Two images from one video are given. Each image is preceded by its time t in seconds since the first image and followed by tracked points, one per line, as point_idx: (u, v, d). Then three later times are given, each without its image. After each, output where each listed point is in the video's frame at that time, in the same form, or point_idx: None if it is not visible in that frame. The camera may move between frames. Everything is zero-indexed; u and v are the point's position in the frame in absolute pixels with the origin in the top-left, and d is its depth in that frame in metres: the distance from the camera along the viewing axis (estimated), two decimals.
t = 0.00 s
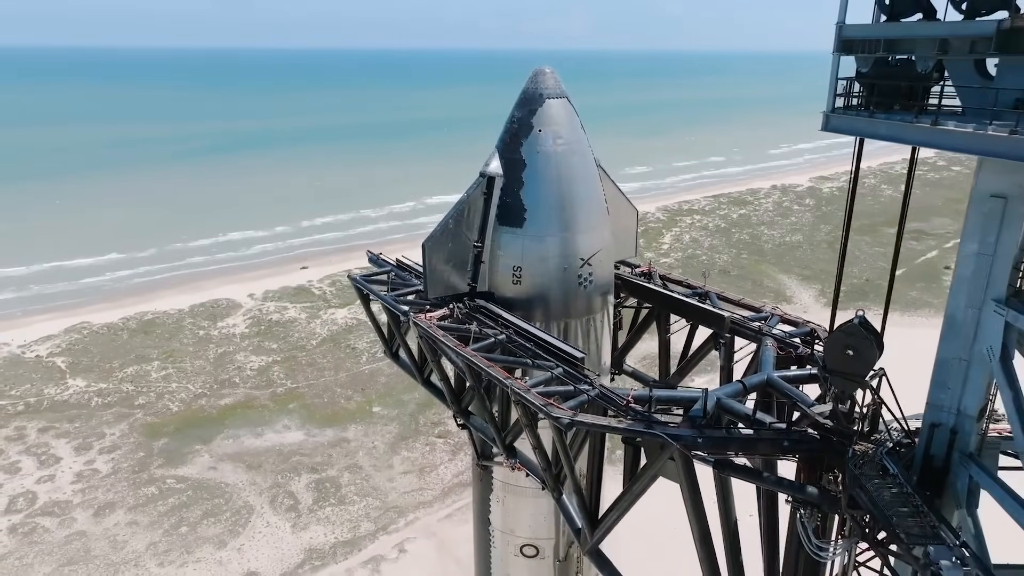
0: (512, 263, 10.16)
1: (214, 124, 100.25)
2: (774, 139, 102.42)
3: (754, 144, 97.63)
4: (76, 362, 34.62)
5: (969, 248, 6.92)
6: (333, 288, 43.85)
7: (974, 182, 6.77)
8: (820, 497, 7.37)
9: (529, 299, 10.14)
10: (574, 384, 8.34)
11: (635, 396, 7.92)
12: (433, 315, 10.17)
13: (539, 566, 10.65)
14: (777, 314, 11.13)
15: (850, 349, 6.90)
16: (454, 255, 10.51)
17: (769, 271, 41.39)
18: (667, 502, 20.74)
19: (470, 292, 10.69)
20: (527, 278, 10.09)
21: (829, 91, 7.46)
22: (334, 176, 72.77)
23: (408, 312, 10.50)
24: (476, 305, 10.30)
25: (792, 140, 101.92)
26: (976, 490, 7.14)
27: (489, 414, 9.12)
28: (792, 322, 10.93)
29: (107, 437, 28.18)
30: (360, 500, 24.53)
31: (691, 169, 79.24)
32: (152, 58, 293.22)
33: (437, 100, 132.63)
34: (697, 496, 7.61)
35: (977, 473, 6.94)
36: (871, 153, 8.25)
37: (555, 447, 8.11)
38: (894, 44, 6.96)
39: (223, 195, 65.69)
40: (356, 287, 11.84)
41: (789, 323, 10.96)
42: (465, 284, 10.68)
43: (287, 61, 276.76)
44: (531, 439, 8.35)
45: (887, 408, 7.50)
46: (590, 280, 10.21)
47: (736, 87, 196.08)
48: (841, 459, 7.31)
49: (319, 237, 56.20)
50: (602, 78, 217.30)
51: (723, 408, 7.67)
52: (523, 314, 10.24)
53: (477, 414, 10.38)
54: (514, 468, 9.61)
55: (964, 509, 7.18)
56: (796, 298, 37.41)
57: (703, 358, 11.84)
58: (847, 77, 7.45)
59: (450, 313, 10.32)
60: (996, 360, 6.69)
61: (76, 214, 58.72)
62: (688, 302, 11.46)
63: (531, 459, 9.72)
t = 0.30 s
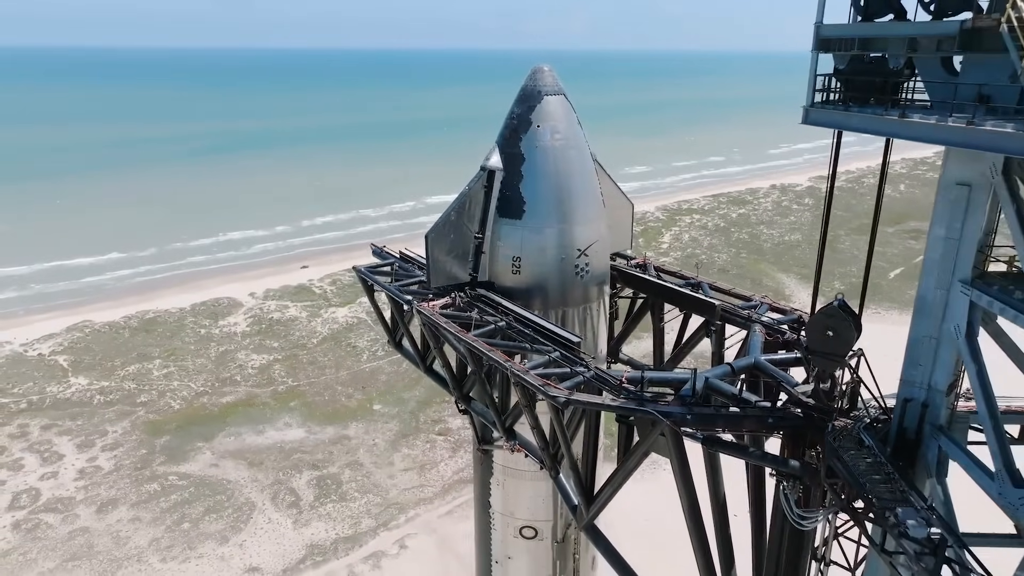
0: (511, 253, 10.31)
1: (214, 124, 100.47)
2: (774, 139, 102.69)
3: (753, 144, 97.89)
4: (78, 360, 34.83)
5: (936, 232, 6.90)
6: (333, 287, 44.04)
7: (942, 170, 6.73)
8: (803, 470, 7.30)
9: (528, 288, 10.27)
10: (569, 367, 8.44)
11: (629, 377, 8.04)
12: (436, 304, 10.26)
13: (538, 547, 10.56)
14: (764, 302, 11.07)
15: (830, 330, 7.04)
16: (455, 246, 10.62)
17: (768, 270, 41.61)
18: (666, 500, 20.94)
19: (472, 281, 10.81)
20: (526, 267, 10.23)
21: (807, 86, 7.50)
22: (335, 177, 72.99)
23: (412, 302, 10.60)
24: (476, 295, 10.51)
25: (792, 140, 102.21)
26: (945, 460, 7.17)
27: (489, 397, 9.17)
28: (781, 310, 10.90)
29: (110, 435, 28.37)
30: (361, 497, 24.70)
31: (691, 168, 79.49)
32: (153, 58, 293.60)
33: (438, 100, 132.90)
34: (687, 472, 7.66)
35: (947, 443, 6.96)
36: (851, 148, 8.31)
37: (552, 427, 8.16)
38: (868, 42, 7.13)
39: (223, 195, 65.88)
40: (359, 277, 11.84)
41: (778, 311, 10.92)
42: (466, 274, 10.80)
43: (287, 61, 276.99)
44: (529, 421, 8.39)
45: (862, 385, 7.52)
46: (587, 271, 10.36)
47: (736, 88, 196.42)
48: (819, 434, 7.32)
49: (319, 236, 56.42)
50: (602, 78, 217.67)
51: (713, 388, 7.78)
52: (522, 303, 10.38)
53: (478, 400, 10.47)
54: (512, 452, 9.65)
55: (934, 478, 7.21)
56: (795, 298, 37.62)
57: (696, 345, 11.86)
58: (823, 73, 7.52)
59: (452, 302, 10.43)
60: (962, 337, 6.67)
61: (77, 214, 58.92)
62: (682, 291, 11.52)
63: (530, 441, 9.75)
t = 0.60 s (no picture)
0: (511, 245, 10.48)
1: (214, 123, 100.67)
2: (774, 139, 102.90)
3: (753, 143, 98.11)
4: (80, 358, 35.02)
5: (910, 221, 7.03)
6: (334, 286, 44.24)
7: (914, 163, 6.87)
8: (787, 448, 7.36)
9: (528, 279, 10.45)
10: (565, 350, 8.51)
11: (624, 361, 8.15)
12: (439, 293, 10.37)
13: (537, 532, 10.58)
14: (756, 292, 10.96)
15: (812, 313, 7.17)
16: (456, 238, 10.81)
17: (767, 269, 41.81)
18: (667, 497, 21.10)
19: (473, 273, 11.04)
20: (525, 259, 10.40)
21: (789, 83, 7.72)
22: (335, 177, 73.20)
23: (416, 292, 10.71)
24: (477, 286, 10.61)
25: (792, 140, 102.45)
26: (918, 436, 7.32)
27: (489, 383, 9.21)
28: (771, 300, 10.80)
29: (112, 432, 28.58)
30: (362, 493, 24.92)
31: (691, 168, 79.68)
32: (151, 58, 292.74)
33: (438, 100, 133.10)
34: (678, 452, 7.74)
35: (918, 419, 7.11)
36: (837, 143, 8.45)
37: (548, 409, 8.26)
38: (845, 41, 7.34)
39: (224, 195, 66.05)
40: (363, 269, 11.95)
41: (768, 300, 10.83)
42: (468, 266, 11.02)
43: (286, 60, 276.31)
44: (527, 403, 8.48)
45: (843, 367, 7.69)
46: (584, 262, 10.53)
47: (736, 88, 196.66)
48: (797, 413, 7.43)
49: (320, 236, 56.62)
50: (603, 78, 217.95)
51: (702, 370, 7.79)
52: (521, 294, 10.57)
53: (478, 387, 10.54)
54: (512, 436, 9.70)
55: (907, 453, 7.33)
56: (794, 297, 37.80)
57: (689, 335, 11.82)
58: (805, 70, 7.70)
59: (453, 292, 10.53)
60: (932, 319, 6.83)
61: (78, 214, 59.08)
62: (674, 282, 11.51)
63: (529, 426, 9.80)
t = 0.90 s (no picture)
0: (510, 236, 10.56)
1: (215, 124, 100.81)
2: (774, 139, 103.18)
3: (753, 143, 98.38)
4: (82, 357, 35.22)
5: (883, 209, 7.15)
6: (334, 285, 44.45)
7: (885, 156, 7.01)
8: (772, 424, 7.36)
9: (527, 271, 10.54)
10: (560, 335, 8.63)
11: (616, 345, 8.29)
12: (441, 283, 10.51)
13: (533, 514, 10.60)
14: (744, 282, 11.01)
15: (794, 298, 7.36)
16: (458, 230, 10.96)
17: (766, 268, 42.02)
18: (665, 493, 21.32)
19: (473, 264, 11.15)
20: (524, 250, 10.49)
21: (769, 79, 7.72)
22: (335, 177, 73.47)
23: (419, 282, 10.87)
24: (477, 276, 10.67)
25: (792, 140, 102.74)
26: (893, 412, 7.43)
27: (489, 369, 9.33)
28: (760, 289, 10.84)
29: (114, 430, 28.79)
30: (363, 490, 25.14)
31: (691, 168, 79.92)
32: (151, 58, 292.55)
33: (438, 100, 133.35)
34: (668, 431, 7.94)
35: (893, 395, 7.20)
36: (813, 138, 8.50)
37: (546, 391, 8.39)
38: (823, 39, 7.39)
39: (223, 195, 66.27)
40: (367, 260, 12.03)
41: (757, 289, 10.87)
42: (468, 257, 11.15)
43: (287, 60, 276.08)
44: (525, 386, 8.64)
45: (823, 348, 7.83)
46: (580, 253, 10.62)
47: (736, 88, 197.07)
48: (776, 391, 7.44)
49: (319, 235, 56.84)
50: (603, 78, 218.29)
51: (692, 353, 8.00)
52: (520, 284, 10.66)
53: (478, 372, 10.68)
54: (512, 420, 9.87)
55: (882, 428, 7.44)
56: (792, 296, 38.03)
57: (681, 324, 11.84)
58: (784, 68, 7.72)
59: (455, 282, 10.64)
60: (903, 301, 6.96)
61: (79, 214, 59.26)
62: (666, 273, 11.59)
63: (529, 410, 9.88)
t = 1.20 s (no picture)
0: (509, 228, 10.48)
1: (215, 123, 100.95)
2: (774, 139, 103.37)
3: (752, 143, 98.61)
4: (84, 355, 35.43)
5: (858, 198, 7.38)
6: (335, 284, 44.64)
7: (859, 148, 7.23)
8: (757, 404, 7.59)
9: (526, 262, 10.45)
10: (557, 319, 8.73)
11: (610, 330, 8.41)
12: (443, 272, 10.59)
13: (531, 497, 10.52)
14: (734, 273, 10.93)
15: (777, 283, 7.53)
16: (458, 223, 10.90)
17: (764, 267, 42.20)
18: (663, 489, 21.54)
19: (474, 255, 11.04)
20: (522, 242, 10.41)
21: (753, 74, 7.86)
22: (335, 176, 73.65)
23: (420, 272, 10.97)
24: (477, 266, 10.72)
25: (791, 140, 102.93)
26: (869, 389, 7.63)
27: (489, 354, 9.44)
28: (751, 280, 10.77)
29: (116, 427, 29.00)
30: (364, 486, 25.36)
31: (690, 168, 80.12)
32: (152, 58, 291.77)
33: (438, 100, 133.57)
34: (659, 410, 8.17)
35: (867, 373, 7.42)
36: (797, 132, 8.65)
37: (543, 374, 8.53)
38: (802, 38, 7.63)
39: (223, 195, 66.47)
40: (370, 252, 12.09)
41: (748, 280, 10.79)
42: (468, 249, 11.05)
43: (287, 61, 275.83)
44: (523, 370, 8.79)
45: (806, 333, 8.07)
46: (577, 245, 10.51)
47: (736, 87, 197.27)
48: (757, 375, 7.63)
49: (319, 234, 57.03)
50: (603, 78, 218.41)
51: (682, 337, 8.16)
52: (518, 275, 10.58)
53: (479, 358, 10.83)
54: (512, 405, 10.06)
55: (858, 405, 7.66)
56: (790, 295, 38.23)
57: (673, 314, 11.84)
58: (767, 64, 7.89)
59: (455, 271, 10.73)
60: (877, 285, 7.21)
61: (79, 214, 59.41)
62: (658, 262, 11.59)
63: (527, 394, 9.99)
